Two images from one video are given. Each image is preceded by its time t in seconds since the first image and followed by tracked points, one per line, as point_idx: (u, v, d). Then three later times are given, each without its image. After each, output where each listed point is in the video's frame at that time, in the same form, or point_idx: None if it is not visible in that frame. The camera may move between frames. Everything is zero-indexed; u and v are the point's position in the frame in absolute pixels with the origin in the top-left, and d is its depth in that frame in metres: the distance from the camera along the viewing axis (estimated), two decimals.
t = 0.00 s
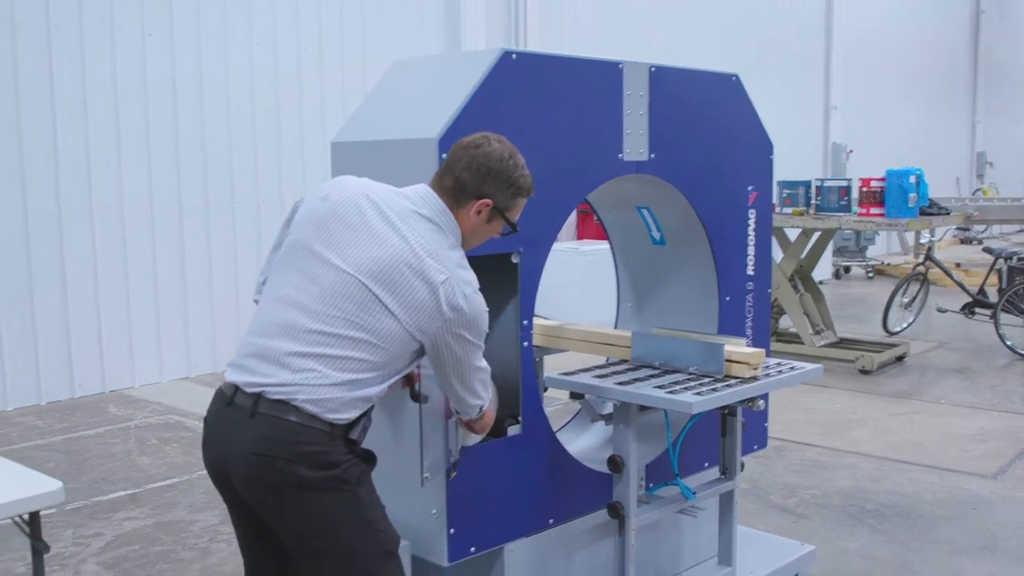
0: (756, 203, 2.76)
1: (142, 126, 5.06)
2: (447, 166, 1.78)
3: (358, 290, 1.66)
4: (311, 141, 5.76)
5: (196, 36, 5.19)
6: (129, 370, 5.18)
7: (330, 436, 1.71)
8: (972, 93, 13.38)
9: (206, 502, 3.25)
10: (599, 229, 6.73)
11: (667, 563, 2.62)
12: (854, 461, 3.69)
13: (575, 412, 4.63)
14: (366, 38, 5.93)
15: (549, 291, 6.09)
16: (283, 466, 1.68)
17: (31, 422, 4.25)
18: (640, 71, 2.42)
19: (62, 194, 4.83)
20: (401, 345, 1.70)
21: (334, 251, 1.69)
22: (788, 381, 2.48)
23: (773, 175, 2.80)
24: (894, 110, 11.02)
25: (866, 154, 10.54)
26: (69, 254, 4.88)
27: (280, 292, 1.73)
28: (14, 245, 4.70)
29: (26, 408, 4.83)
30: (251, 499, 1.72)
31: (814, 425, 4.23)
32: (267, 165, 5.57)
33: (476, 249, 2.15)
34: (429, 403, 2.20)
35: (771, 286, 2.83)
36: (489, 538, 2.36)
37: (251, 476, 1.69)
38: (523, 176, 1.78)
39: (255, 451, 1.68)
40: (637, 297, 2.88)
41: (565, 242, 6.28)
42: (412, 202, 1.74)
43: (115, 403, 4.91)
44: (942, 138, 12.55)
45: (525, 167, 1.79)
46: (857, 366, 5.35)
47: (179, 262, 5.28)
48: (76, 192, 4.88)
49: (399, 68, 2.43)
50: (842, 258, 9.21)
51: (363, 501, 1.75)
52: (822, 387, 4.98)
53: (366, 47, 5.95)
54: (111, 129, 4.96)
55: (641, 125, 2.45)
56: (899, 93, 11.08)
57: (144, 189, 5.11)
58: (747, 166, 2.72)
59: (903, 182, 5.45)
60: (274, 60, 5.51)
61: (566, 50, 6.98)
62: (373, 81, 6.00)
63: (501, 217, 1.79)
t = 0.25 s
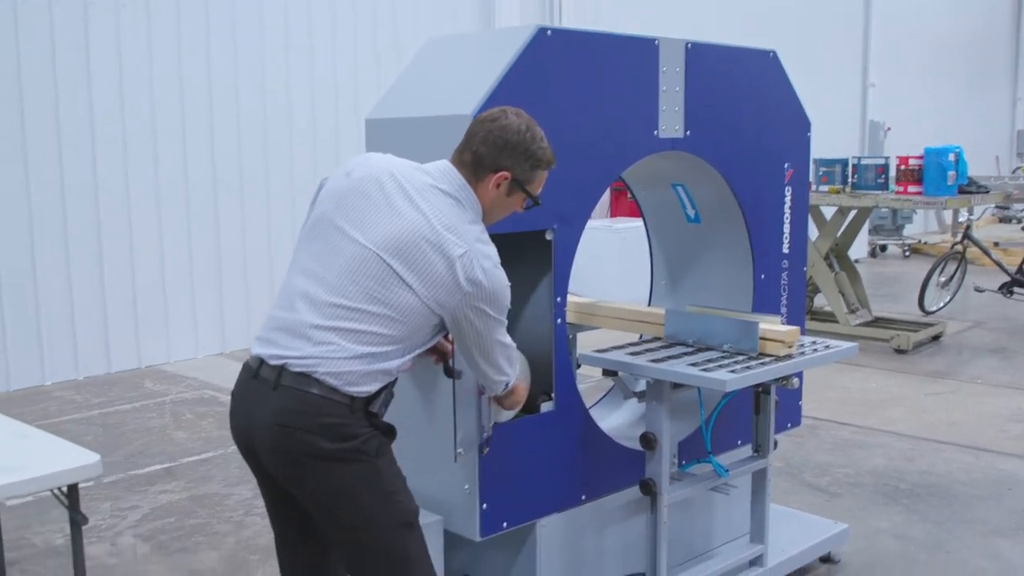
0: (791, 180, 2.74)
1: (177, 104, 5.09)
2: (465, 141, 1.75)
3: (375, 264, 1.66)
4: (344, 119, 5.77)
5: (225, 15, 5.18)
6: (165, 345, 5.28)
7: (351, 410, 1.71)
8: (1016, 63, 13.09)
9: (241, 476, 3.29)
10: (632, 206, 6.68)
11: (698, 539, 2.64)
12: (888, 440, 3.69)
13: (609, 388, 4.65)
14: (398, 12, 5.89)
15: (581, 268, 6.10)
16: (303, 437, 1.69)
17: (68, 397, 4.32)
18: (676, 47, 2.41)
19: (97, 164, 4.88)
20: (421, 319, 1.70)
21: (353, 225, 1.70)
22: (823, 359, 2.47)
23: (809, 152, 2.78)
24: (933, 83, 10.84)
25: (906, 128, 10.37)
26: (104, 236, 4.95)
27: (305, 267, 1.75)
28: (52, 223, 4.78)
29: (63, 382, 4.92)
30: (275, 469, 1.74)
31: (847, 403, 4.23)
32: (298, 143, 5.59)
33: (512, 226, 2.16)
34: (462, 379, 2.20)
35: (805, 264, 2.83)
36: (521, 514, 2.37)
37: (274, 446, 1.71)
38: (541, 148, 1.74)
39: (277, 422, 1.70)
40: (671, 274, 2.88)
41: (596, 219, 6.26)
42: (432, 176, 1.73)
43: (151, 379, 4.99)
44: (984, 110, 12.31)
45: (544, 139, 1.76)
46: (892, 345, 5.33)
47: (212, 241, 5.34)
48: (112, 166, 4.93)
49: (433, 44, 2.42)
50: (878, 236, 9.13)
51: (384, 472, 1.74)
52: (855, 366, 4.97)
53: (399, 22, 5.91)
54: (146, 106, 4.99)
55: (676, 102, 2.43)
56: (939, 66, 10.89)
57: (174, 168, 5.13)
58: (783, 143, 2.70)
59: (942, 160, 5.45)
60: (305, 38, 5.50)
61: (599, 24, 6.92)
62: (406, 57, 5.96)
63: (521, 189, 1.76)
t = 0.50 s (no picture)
0: (806, 143, 2.73)
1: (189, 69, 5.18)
2: (461, 95, 1.77)
3: (379, 221, 1.66)
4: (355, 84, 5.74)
5: None
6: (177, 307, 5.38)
7: (358, 368, 1.70)
8: None
9: (255, 439, 3.30)
10: (645, 168, 6.64)
11: (709, 501, 2.67)
12: (900, 404, 3.69)
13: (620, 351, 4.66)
14: None
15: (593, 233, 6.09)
16: (310, 395, 1.69)
17: (83, 359, 4.36)
18: (690, 7, 2.38)
19: (110, 123, 4.96)
20: (425, 277, 1.68)
21: (359, 184, 1.70)
22: (835, 323, 2.46)
23: (824, 114, 2.76)
24: (950, 47, 10.71)
25: (921, 91, 10.27)
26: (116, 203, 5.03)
27: (313, 228, 1.75)
28: (64, 187, 4.87)
29: (78, 344, 5.03)
30: (284, 427, 1.74)
31: (860, 367, 4.23)
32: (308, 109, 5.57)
33: (528, 187, 2.15)
34: (474, 340, 2.19)
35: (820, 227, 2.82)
36: (533, 476, 2.36)
37: (283, 402, 1.72)
38: (535, 90, 1.72)
39: (285, 379, 1.70)
40: (685, 237, 2.89)
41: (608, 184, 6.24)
42: (437, 133, 1.72)
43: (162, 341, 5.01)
44: (1002, 71, 12.16)
45: (537, 81, 1.74)
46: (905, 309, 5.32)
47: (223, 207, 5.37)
48: (124, 126, 5.01)
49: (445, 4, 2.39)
50: (893, 200, 9.07)
51: (390, 433, 1.74)
52: (867, 330, 4.96)
53: None
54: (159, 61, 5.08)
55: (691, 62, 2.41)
56: (956, 27, 10.74)
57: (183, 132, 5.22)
58: (798, 104, 2.68)
59: (958, 122, 5.40)
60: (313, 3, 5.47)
61: None
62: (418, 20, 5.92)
63: (519, 134, 1.74)
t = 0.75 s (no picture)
0: (810, 118, 2.72)
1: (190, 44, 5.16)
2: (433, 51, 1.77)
3: (366, 182, 1.66)
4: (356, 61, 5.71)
5: None
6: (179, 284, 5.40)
7: (356, 339, 1.69)
8: None
9: (258, 414, 3.31)
10: (647, 144, 6.62)
11: (711, 477, 2.68)
12: (901, 380, 3.70)
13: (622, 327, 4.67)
14: None
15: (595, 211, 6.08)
16: (309, 365, 1.70)
17: (85, 335, 4.37)
18: None
19: (111, 100, 4.95)
20: (416, 235, 1.66)
21: (347, 152, 1.71)
22: (837, 299, 2.45)
23: (828, 88, 2.74)
24: (954, 22, 10.64)
25: (925, 66, 10.21)
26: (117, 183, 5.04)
27: (310, 204, 1.77)
28: (66, 163, 4.86)
29: (80, 320, 5.05)
30: (286, 395, 1.76)
31: (861, 343, 4.23)
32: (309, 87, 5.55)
33: (530, 161, 2.15)
34: (478, 316, 2.19)
35: (823, 203, 2.81)
36: (535, 452, 2.36)
37: (285, 372, 1.73)
38: (495, 25, 1.69)
39: (285, 349, 1.72)
40: (687, 213, 2.90)
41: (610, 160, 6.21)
42: (420, 93, 1.72)
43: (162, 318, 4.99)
44: (1008, 46, 12.08)
45: (499, 18, 1.71)
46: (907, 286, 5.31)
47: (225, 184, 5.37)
48: (124, 102, 5.00)
49: None
50: (895, 176, 9.05)
51: (388, 407, 1.73)
52: (869, 306, 4.95)
53: None
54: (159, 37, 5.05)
55: (694, 36, 2.40)
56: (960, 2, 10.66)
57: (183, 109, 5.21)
58: (802, 80, 2.67)
59: (963, 99, 5.39)
60: None
61: None
62: None
63: (486, 72, 1.70)
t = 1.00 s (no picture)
0: (812, 109, 2.72)
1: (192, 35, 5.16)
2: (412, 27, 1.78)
3: (356, 166, 1.66)
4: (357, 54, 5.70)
5: None
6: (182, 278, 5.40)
7: (356, 328, 1.70)
8: None
9: (260, 406, 3.31)
10: (649, 137, 6.61)
11: (712, 469, 2.67)
12: (903, 372, 3.70)
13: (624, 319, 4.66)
14: None
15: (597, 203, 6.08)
16: (310, 355, 1.72)
17: (87, 327, 4.38)
18: None
19: (113, 93, 4.95)
20: (411, 211, 1.66)
21: (336, 140, 1.72)
22: (840, 291, 2.45)
23: (831, 80, 2.74)
24: (958, 12, 10.59)
25: (928, 57, 10.18)
26: (121, 177, 5.05)
27: (307, 198, 1.78)
28: (68, 156, 4.86)
29: (82, 312, 5.05)
30: (292, 385, 1.78)
31: (863, 335, 4.23)
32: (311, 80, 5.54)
33: (533, 152, 2.15)
34: (481, 308, 2.17)
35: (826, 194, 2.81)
36: (537, 443, 2.36)
37: (289, 361, 1.76)
38: None
39: (288, 339, 1.74)
40: (689, 205, 2.89)
41: (612, 152, 6.21)
42: (401, 75, 1.73)
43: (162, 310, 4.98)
44: (1011, 38, 12.05)
45: None
46: (910, 278, 5.31)
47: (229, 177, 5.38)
48: (126, 94, 4.99)
49: None
50: (898, 167, 9.03)
51: (388, 398, 1.73)
52: (872, 298, 4.94)
53: None
54: (160, 29, 5.04)
55: (696, 28, 2.39)
56: None
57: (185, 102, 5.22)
58: (804, 70, 2.66)
59: (966, 90, 5.34)
60: None
61: None
62: None
63: (462, 41, 1.70)
